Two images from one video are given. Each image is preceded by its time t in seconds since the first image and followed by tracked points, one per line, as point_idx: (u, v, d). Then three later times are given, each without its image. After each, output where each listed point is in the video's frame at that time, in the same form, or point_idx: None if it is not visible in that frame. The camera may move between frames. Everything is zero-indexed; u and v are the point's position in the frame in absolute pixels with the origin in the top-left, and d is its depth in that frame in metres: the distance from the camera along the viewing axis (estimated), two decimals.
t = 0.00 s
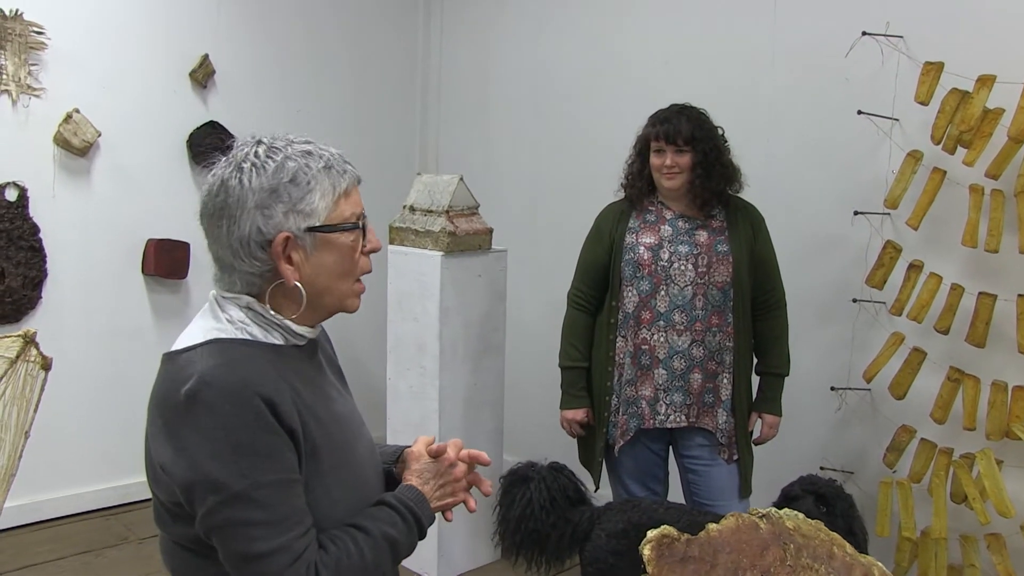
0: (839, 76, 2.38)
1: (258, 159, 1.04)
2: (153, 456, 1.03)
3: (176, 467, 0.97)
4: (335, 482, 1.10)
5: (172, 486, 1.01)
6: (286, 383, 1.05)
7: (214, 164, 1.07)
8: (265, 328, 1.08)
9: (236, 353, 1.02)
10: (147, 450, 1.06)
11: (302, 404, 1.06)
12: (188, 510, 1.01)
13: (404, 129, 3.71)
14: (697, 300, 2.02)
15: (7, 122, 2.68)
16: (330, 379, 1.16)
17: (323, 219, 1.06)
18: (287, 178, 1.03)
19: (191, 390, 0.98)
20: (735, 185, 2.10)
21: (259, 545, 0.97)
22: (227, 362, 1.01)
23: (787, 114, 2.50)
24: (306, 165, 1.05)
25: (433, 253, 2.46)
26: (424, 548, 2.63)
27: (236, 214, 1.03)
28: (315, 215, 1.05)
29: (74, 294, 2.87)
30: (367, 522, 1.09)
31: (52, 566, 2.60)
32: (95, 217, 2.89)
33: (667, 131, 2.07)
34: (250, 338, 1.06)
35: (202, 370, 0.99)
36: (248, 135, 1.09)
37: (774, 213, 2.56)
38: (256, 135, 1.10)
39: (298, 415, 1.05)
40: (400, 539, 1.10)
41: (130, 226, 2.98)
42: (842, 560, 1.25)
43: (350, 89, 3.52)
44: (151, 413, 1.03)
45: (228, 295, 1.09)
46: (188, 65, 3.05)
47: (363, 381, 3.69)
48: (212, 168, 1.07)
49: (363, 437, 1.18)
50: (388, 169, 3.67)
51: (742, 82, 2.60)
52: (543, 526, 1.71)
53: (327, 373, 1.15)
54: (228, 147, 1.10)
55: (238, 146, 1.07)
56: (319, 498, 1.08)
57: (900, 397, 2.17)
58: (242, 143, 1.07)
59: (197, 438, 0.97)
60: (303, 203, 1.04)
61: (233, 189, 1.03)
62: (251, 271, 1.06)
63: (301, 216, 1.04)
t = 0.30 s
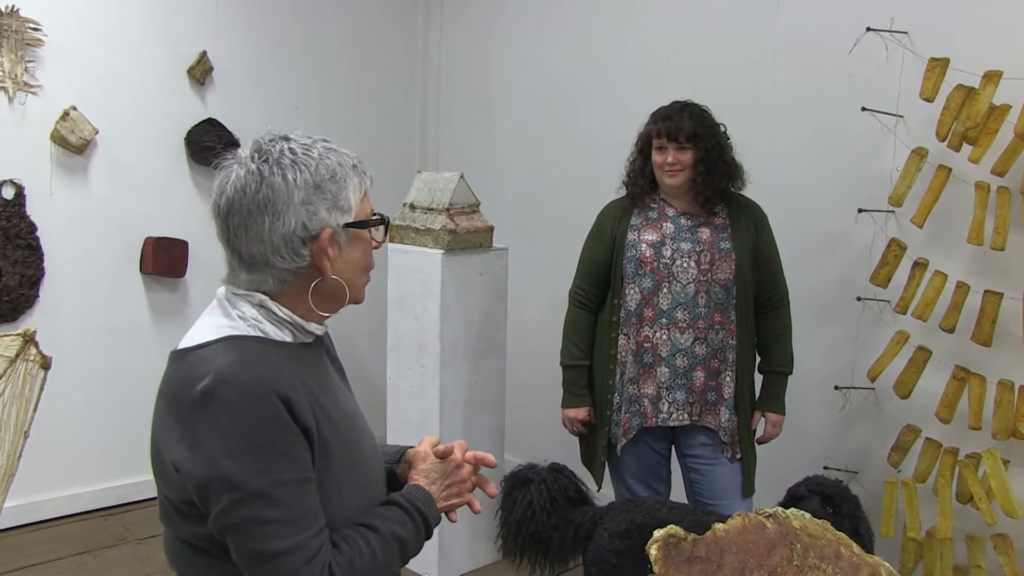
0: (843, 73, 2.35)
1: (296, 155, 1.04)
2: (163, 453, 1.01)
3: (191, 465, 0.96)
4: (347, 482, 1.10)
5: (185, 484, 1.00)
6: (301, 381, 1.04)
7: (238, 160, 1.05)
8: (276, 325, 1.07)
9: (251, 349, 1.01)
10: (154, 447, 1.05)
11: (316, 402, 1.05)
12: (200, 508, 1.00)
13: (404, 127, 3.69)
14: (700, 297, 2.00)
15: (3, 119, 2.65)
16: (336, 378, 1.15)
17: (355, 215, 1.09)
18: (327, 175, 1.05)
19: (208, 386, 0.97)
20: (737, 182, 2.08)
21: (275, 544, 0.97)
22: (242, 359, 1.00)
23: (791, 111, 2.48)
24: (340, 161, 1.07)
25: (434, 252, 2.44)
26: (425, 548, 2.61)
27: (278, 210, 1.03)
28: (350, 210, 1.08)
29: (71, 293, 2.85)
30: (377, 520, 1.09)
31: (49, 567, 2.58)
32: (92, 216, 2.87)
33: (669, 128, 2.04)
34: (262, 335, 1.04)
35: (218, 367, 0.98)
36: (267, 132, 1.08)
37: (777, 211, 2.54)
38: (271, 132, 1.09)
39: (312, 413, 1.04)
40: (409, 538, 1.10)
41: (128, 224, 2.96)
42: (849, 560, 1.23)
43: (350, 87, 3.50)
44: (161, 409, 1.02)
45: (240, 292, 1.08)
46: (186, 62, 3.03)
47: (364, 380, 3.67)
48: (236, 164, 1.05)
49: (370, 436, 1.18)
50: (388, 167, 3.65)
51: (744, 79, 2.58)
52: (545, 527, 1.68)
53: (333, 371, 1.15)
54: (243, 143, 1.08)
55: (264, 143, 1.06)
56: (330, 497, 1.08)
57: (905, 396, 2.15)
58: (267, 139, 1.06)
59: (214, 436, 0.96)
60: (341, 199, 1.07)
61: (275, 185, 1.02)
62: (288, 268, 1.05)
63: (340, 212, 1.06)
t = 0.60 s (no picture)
0: (853, 70, 2.34)
1: (314, 152, 1.05)
2: (186, 452, 1.01)
3: (219, 463, 0.96)
4: (366, 476, 1.10)
5: (209, 483, 0.99)
6: (323, 375, 1.04)
7: (255, 158, 1.05)
8: (294, 321, 1.07)
9: (273, 345, 1.01)
10: (173, 447, 1.04)
11: (337, 397, 1.06)
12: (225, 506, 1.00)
13: (412, 126, 3.69)
14: (710, 295, 1.99)
15: (12, 120, 2.66)
16: (349, 374, 1.15)
17: (369, 210, 1.10)
18: (345, 170, 1.06)
19: (234, 384, 0.97)
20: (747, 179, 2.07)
21: (304, 539, 0.97)
22: (266, 355, 1.00)
23: (801, 108, 2.47)
24: (354, 157, 1.08)
25: (443, 251, 2.43)
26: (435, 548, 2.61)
27: (299, 207, 1.03)
28: (366, 206, 1.09)
29: (80, 293, 2.85)
30: (399, 513, 1.10)
31: (59, 566, 2.59)
32: (101, 216, 2.87)
33: (678, 126, 2.03)
34: (281, 332, 1.04)
35: (243, 363, 0.98)
36: (279, 130, 1.08)
37: (788, 208, 2.53)
38: (282, 129, 1.10)
39: (334, 407, 1.04)
40: (431, 530, 1.11)
41: (137, 224, 2.96)
42: (864, 560, 1.23)
43: (358, 86, 3.50)
44: (182, 408, 1.01)
45: (256, 290, 1.08)
46: (195, 62, 3.03)
47: (373, 379, 3.67)
48: (253, 162, 1.05)
49: (385, 431, 1.18)
50: (396, 166, 3.65)
51: (754, 76, 2.57)
52: (555, 529, 1.66)
53: (346, 368, 1.15)
54: (256, 142, 1.08)
55: (279, 140, 1.06)
56: (352, 492, 1.08)
57: (917, 395, 2.13)
58: (282, 137, 1.06)
59: (242, 433, 0.96)
60: (358, 195, 1.07)
61: (296, 182, 1.03)
62: (309, 264, 1.06)
63: (357, 208, 1.07)
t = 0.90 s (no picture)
0: (856, 68, 2.34)
1: (321, 149, 1.05)
2: (196, 454, 1.01)
3: (231, 463, 0.96)
4: (373, 472, 1.10)
5: (220, 483, 0.99)
6: (330, 373, 1.04)
7: (262, 154, 1.05)
8: (301, 319, 1.07)
9: (281, 343, 1.01)
10: (181, 448, 1.04)
11: (344, 394, 1.06)
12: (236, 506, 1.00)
13: (414, 124, 3.69)
14: (712, 293, 1.99)
15: (13, 117, 2.66)
16: (353, 370, 1.15)
17: (374, 208, 1.10)
18: (351, 167, 1.06)
19: (244, 384, 0.97)
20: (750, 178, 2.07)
21: (318, 537, 0.97)
22: (275, 354, 1.00)
23: (804, 106, 2.47)
24: (360, 154, 1.08)
25: (445, 249, 2.43)
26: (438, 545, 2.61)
27: (306, 203, 1.03)
28: (371, 203, 1.09)
29: (81, 291, 2.85)
30: (407, 508, 1.10)
31: (60, 565, 2.59)
32: (102, 214, 2.86)
33: (681, 124, 2.04)
34: (289, 330, 1.04)
35: (253, 363, 0.98)
36: (286, 126, 1.08)
37: (791, 206, 2.53)
38: (288, 125, 1.09)
39: (342, 404, 1.04)
40: (439, 523, 1.12)
41: (138, 222, 2.96)
42: (868, 557, 1.23)
43: (360, 84, 3.49)
44: (190, 409, 1.01)
45: (262, 287, 1.08)
46: (196, 59, 3.03)
47: (375, 377, 3.67)
48: (260, 158, 1.05)
49: (389, 428, 1.18)
50: (397, 164, 3.65)
51: (757, 75, 2.57)
52: (557, 529, 1.65)
53: (350, 365, 1.15)
54: (263, 137, 1.08)
55: (286, 136, 1.06)
56: (360, 488, 1.08)
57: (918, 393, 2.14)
58: (288, 133, 1.06)
59: (253, 433, 0.96)
60: (364, 192, 1.07)
61: (303, 178, 1.03)
62: (315, 260, 1.05)
63: (363, 205, 1.07)
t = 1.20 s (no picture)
0: (853, 66, 2.34)
1: (320, 147, 1.04)
2: (195, 455, 1.00)
3: (230, 464, 0.96)
4: (372, 471, 1.10)
5: (220, 485, 0.99)
6: (328, 372, 1.04)
7: (261, 150, 1.04)
8: (297, 319, 1.06)
9: (279, 343, 1.01)
10: (180, 449, 1.03)
11: (342, 393, 1.05)
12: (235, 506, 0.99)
13: (411, 123, 3.68)
14: (710, 292, 1.99)
15: (9, 116, 2.65)
16: (349, 370, 1.14)
17: (371, 207, 1.10)
18: (350, 166, 1.06)
19: (242, 385, 0.96)
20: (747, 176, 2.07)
21: (318, 536, 0.96)
22: (273, 354, 0.99)
23: (801, 104, 2.47)
24: (359, 154, 1.08)
25: (442, 247, 2.43)
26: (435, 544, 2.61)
27: (305, 201, 1.03)
28: (369, 203, 1.09)
29: (77, 290, 2.84)
30: (406, 506, 1.10)
31: (57, 565, 2.58)
32: (98, 213, 2.86)
33: (677, 122, 2.03)
34: (285, 329, 1.04)
35: (251, 364, 0.98)
36: (285, 123, 1.07)
37: (788, 204, 2.53)
38: (287, 123, 1.09)
39: (340, 404, 1.04)
40: (438, 520, 1.11)
41: (135, 221, 2.95)
42: (865, 556, 1.23)
43: (356, 83, 3.49)
44: (189, 411, 1.01)
45: (259, 285, 1.07)
46: (192, 59, 3.02)
47: (373, 376, 3.67)
48: (260, 154, 1.04)
49: (387, 426, 1.17)
50: (395, 163, 3.64)
51: (754, 73, 2.57)
52: (552, 529, 1.65)
53: (346, 364, 1.14)
54: (262, 134, 1.07)
55: (285, 133, 1.05)
56: (359, 487, 1.08)
57: (917, 391, 2.13)
58: (288, 130, 1.06)
59: (251, 434, 0.96)
60: (362, 191, 1.07)
61: (302, 175, 1.02)
62: (312, 258, 1.05)
63: (360, 204, 1.07)
